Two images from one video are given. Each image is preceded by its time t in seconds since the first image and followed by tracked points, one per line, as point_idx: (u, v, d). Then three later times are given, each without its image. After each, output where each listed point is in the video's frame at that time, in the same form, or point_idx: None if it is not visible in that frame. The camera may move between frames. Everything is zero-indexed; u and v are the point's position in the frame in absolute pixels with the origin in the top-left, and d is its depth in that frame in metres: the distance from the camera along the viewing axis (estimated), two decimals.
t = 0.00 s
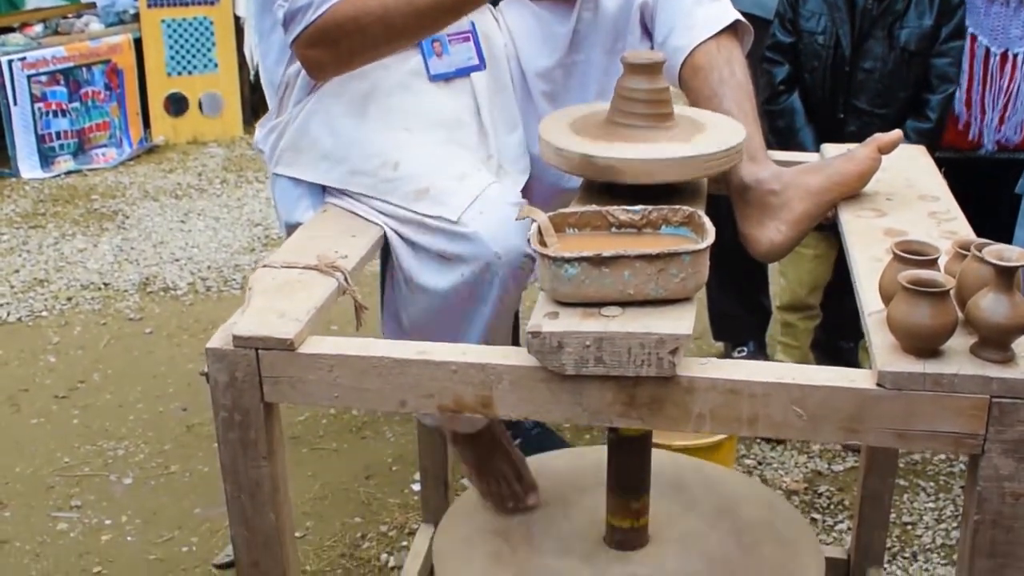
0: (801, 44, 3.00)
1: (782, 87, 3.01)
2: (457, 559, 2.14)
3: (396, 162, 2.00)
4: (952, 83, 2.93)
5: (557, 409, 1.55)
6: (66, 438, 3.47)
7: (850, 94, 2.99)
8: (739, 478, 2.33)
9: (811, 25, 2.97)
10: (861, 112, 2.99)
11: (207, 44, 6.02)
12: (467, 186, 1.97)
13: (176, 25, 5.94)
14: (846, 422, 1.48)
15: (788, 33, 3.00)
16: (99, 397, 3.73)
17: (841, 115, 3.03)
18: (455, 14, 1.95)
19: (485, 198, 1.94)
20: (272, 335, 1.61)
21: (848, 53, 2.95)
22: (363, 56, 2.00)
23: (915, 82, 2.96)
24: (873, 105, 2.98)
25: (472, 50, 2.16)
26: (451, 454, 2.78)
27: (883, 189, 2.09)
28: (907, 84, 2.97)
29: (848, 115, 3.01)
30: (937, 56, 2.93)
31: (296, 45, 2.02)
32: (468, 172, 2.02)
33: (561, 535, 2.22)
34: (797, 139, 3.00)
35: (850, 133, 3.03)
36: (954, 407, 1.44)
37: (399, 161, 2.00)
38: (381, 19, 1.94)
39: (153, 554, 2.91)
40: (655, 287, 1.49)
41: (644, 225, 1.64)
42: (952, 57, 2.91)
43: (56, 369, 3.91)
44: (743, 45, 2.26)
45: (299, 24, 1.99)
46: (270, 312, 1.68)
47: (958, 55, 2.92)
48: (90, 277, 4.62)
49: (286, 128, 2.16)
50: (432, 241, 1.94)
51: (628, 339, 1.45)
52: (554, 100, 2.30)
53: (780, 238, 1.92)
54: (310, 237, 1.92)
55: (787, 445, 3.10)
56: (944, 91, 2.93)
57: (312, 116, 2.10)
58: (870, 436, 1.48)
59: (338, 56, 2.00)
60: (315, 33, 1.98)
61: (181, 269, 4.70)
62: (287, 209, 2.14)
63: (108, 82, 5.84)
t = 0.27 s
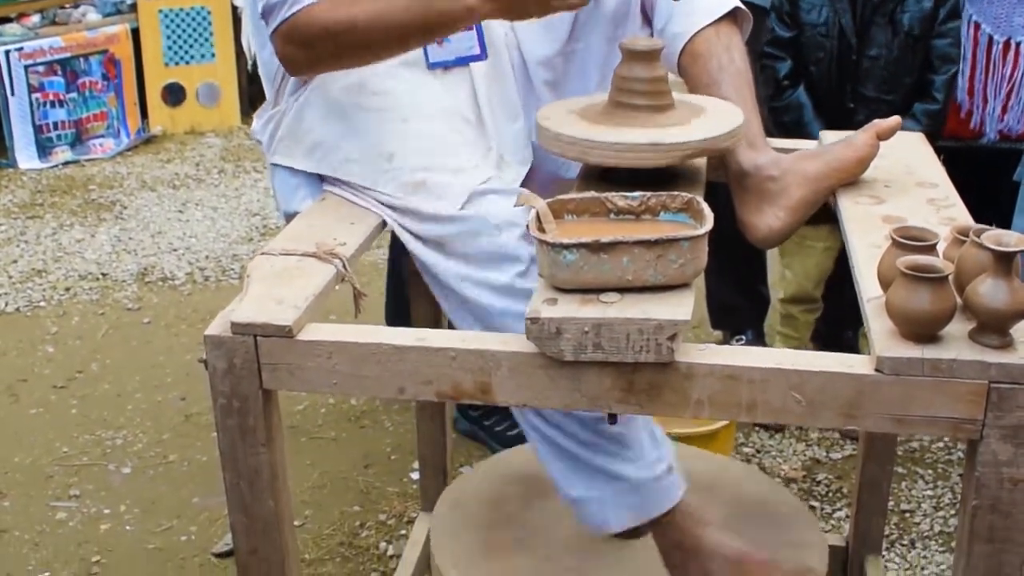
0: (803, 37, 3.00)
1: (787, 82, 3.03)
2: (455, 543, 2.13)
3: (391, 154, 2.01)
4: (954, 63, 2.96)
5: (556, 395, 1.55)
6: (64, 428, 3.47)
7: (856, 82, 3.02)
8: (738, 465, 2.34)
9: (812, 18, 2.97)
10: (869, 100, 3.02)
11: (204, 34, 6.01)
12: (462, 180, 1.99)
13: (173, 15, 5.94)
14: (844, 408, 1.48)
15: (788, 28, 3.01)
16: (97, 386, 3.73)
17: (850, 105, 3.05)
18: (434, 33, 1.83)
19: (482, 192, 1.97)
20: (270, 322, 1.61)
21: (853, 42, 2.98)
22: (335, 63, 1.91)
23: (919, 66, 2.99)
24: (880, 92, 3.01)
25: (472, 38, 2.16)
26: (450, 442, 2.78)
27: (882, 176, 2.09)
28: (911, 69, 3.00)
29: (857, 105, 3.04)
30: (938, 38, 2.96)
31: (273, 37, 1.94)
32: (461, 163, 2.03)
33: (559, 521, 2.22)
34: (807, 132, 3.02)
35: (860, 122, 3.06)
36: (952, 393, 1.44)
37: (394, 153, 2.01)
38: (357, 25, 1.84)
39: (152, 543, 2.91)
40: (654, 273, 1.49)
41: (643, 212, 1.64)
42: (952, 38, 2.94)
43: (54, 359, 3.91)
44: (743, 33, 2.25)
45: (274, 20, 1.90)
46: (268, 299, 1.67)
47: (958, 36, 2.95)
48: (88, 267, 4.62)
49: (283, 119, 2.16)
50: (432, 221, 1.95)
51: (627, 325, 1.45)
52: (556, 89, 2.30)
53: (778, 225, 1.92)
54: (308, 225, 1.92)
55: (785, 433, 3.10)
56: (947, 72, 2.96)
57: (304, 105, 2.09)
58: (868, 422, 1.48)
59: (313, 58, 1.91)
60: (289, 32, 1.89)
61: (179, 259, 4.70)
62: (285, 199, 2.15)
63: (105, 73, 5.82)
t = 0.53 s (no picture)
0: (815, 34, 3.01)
1: (807, 83, 3.03)
2: (457, 540, 2.14)
3: (382, 144, 1.99)
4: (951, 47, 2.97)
5: (555, 386, 1.55)
6: (63, 420, 3.47)
7: (875, 74, 3.05)
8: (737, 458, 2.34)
9: (826, 15, 2.97)
10: (888, 91, 3.05)
11: (202, 26, 6.00)
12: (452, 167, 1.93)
13: (172, 7, 5.93)
14: (843, 399, 1.48)
15: (799, 27, 3.02)
16: (96, 378, 3.73)
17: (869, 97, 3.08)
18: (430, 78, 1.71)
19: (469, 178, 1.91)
20: (269, 313, 1.61)
21: (870, 36, 2.99)
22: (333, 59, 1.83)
23: (924, 54, 2.99)
24: (897, 83, 3.03)
25: (473, 34, 2.17)
26: (449, 434, 2.78)
27: (880, 168, 2.09)
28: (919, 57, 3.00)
29: (877, 97, 3.07)
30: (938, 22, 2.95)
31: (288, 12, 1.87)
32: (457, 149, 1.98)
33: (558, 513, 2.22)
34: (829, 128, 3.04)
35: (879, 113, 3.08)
36: (950, 384, 1.45)
37: (384, 142, 1.99)
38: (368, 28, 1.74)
39: (151, 535, 2.91)
40: (652, 264, 1.49)
41: (641, 203, 1.63)
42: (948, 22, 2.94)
43: (53, 351, 3.91)
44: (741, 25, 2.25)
45: None
46: (267, 291, 1.67)
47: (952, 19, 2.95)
48: (87, 260, 4.61)
49: (281, 110, 2.17)
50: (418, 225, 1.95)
51: (625, 317, 1.45)
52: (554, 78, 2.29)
53: (777, 221, 1.96)
54: (306, 217, 1.92)
55: (784, 426, 3.10)
56: (946, 55, 2.97)
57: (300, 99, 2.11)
58: (866, 413, 1.48)
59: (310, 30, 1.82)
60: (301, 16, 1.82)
61: (178, 251, 4.69)
62: (284, 191, 2.16)
63: (104, 65, 5.82)
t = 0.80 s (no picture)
0: (811, 30, 3.00)
1: (802, 79, 3.01)
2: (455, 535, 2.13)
3: (391, 142, 2.00)
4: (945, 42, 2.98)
5: (553, 382, 1.55)
6: (62, 417, 3.47)
7: (869, 73, 3.06)
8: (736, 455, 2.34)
9: (822, 11, 2.97)
10: (886, 87, 3.06)
11: (200, 24, 6.00)
12: (463, 169, 1.94)
13: (170, 4, 5.92)
14: (841, 394, 1.48)
15: (795, 24, 2.99)
16: (95, 376, 3.73)
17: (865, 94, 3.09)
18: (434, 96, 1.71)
19: (483, 179, 1.93)
20: (268, 310, 1.61)
21: (865, 32, 3.00)
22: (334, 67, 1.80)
23: (918, 49, 3.01)
24: (893, 79, 3.04)
25: (471, 34, 2.17)
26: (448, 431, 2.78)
27: (879, 164, 2.09)
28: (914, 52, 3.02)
29: (874, 93, 3.08)
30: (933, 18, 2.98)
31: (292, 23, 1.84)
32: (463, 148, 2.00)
33: (557, 509, 2.22)
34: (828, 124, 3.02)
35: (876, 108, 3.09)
36: (948, 378, 1.45)
37: (394, 141, 2.00)
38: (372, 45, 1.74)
39: (150, 532, 2.91)
40: (650, 260, 1.49)
41: (638, 199, 1.64)
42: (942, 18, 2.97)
43: (52, 349, 3.91)
44: (738, 19, 2.25)
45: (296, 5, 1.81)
46: (266, 287, 1.67)
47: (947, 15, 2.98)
48: (85, 257, 4.61)
49: (279, 108, 2.17)
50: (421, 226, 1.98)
51: (624, 312, 1.45)
52: (549, 76, 2.28)
53: (774, 220, 1.99)
54: (304, 214, 1.92)
55: (783, 422, 3.10)
56: (940, 51, 2.98)
57: (303, 97, 2.11)
58: (864, 408, 1.49)
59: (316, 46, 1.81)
60: (309, 23, 1.80)
61: (176, 249, 4.69)
62: (282, 189, 2.15)
63: (102, 63, 5.81)
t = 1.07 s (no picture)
0: (795, 27, 3.02)
1: (782, 72, 3.04)
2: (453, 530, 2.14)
3: (385, 141, 1.98)
4: (942, 42, 2.96)
5: (552, 381, 1.55)
6: (61, 415, 3.47)
7: (851, 70, 3.06)
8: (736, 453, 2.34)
9: (805, 7, 2.98)
10: (866, 84, 3.05)
11: (199, 22, 6.00)
12: (457, 169, 1.91)
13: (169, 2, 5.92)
14: (840, 393, 1.49)
15: (778, 18, 3.03)
16: (94, 374, 3.73)
17: (847, 91, 3.09)
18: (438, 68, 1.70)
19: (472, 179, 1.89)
20: (267, 309, 1.61)
21: (847, 29, 3.01)
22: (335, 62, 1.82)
23: (910, 48, 3.00)
24: (875, 76, 3.03)
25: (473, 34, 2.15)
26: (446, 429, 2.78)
27: (877, 162, 2.10)
28: (905, 50, 3.01)
29: (854, 90, 3.07)
30: (927, 16, 2.95)
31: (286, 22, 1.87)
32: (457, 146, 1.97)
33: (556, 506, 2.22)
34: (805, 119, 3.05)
35: (857, 106, 3.09)
36: (947, 377, 1.45)
37: (388, 138, 1.98)
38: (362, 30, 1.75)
39: (150, 531, 2.91)
40: (649, 259, 1.49)
41: (637, 197, 1.63)
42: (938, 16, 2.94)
43: (51, 347, 3.91)
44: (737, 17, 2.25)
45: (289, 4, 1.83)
46: (265, 286, 1.67)
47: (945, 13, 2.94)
48: (84, 255, 4.61)
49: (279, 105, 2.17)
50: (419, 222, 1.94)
51: (624, 312, 1.45)
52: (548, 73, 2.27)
53: (774, 216, 1.98)
54: (304, 213, 1.92)
55: (782, 419, 3.11)
56: (938, 50, 2.95)
57: (301, 94, 2.10)
58: (863, 407, 1.49)
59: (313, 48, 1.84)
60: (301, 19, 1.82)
61: (175, 247, 4.69)
62: (283, 187, 2.16)
63: (101, 61, 5.80)
